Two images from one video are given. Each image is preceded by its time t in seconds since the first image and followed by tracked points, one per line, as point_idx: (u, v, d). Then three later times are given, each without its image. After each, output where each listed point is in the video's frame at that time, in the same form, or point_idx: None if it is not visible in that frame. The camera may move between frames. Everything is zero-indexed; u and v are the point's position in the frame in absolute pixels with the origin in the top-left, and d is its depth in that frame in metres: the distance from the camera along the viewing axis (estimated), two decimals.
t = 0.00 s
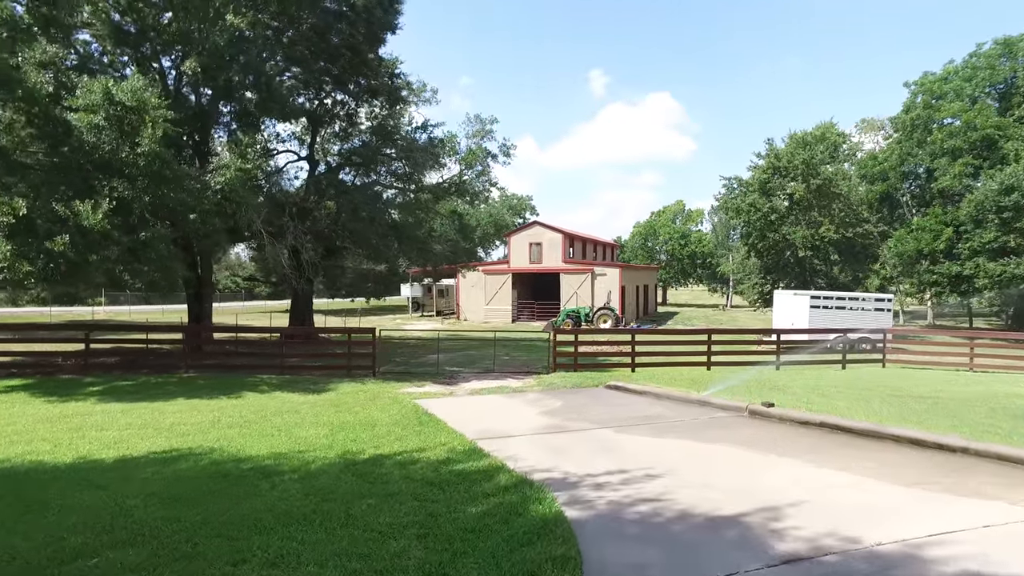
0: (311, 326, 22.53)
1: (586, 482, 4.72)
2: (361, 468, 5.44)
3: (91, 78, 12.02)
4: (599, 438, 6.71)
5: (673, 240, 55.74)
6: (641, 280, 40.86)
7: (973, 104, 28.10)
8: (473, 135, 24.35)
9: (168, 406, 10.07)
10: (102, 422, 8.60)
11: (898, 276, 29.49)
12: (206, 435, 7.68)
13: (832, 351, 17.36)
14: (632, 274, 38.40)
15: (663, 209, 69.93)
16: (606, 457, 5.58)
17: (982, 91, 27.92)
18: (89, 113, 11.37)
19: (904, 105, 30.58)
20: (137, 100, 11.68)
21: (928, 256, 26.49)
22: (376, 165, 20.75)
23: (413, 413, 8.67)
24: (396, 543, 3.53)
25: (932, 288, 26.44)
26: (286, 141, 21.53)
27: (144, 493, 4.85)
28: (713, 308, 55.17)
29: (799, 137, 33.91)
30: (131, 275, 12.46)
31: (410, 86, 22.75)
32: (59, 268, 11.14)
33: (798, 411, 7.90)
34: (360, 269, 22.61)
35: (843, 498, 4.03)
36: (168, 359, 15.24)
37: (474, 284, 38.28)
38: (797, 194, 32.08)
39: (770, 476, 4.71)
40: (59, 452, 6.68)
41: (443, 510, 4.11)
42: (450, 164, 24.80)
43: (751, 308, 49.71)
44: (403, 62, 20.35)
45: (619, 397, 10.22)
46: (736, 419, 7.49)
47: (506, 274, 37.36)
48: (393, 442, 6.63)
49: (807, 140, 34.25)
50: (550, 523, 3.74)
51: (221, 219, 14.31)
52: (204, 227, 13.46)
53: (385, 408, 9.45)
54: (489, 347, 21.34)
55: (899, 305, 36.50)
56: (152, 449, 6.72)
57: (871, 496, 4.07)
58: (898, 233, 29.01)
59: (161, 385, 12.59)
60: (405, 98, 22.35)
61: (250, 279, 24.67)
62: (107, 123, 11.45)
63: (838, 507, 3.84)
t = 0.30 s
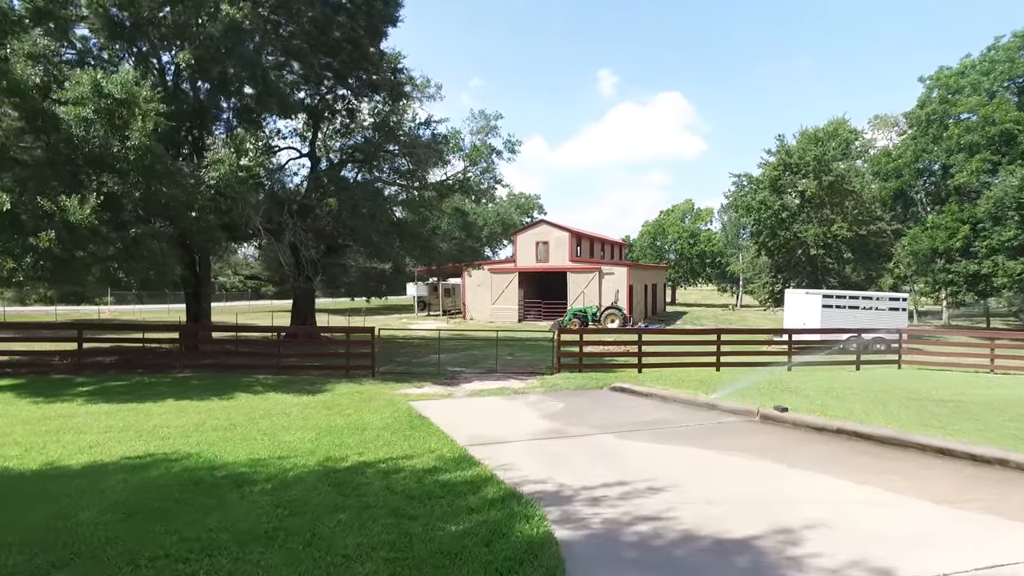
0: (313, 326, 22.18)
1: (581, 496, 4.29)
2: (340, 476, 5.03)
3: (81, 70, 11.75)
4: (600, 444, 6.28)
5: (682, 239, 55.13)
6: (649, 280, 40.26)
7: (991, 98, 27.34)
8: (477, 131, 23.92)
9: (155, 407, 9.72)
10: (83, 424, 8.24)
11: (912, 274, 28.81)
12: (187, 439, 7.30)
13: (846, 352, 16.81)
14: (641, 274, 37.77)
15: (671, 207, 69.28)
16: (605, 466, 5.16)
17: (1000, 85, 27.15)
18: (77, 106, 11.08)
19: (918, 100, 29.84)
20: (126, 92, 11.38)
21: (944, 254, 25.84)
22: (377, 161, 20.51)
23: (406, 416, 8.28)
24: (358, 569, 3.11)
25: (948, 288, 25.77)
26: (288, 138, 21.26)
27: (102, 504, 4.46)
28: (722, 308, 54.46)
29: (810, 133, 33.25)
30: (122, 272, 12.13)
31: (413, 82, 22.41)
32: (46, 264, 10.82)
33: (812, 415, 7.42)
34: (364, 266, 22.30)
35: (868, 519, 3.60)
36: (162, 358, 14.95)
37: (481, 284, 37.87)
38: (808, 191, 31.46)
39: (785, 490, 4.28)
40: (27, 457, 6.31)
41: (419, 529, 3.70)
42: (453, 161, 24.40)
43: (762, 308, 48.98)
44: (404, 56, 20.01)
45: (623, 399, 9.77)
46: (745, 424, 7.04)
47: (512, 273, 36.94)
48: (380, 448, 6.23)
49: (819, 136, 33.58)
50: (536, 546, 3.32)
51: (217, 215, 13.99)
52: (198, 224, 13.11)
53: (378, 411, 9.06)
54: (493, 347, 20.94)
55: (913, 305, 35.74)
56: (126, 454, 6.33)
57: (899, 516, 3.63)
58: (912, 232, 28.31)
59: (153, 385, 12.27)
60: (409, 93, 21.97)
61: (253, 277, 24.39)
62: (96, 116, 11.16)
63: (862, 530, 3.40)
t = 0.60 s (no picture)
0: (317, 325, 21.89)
1: (581, 512, 3.91)
2: (319, 489, 4.68)
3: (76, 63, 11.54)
4: (604, 452, 5.87)
5: (693, 238, 54.51)
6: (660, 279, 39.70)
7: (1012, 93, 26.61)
8: (484, 128, 23.57)
9: (145, 408, 9.41)
10: (67, 426, 7.92)
11: (930, 273, 28.15)
12: (172, 442, 6.97)
13: (862, 354, 16.28)
14: (650, 273, 37.16)
15: (682, 206, 68.65)
16: (609, 479, 4.76)
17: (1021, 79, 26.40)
18: (70, 99, 10.86)
19: (936, 96, 29.10)
20: (121, 85, 11.16)
21: (962, 253, 25.19)
22: (381, 159, 20.29)
23: (403, 420, 7.91)
24: None
25: (968, 288, 25.17)
26: (293, 134, 20.99)
27: (60, 514, 4.14)
28: (733, 308, 53.72)
29: (824, 130, 32.63)
30: (118, 269, 11.87)
31: (418, 78, 22.11)
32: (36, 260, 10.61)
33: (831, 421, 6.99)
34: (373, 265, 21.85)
35: (901, 544, 3.20)
36: (160, 357, 14.69)
37: (489, 283, 37.51)
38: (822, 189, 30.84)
39: (805, 510, 3.88)
40: None
41: (397, 550, 3.33)
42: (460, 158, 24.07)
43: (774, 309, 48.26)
44: (409, 51, 19.74)
45: (631, 402, 9.36)
46: (760, 429, 6.61)
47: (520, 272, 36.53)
48: (371, 455, 5.88)
49: (833, 133, 32.93)
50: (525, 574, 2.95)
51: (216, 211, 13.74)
52: (196, 221, 12.83)
53: (374, 413, 8.70)
54: (501, 347, 20.57)
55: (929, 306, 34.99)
56: (105, 459, 6.01)
57: (936, 540, 3.24)
58: (930, 230, 27.64)
59: (149, 385, 11.99)
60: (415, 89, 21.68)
61: (257, 276, 24.17)
62: (91, 110, 10.96)
63: (896, 559, 3.00)
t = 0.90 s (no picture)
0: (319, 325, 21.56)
1: (576, 537, 3.50)
2: (291, 505, 4.27)
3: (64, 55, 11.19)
4: (607, 463, 5.44)
5: (702, 236, 53.89)
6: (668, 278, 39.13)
7: None
8: (488, 124, 23.17)
9: (131, 412, 9.03)
10: (44, 431, 7.54)
11: (947, 272, 27.49)
12: (149, 449, 6.56)
13: (878, 354, 15.75)
14: (658, 272, 36.48)
15: (691, 205, 68.06)
16: (610, 496, 4.35)
17: None
18: (57, 92, 10.51)
19: (952, 90, 28.38)
20: (110, 77, 10.83)
21: (979, 251, 24.55)
22: (383, 155, 19.96)
23: (396, 425, 7.50)
24: None
25: (986, 287, 24.60)
26: (294, 131, 20.67)
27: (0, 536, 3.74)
28: (742, 307, 53.06)
29: (836, 126, 32.01)
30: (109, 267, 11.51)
31: (422, 74, 21.77)
32: (22, 258, 10.30)
33: (849, 428, 6.54)
34: (377, 264, 21.65)
35: None
36: (154, 358, 14.36)
37: (495, 283, 37.06)
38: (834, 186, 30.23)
39: (830, 538, 3.45)
40: None
41: None
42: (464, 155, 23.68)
43: (785, 309, 47.54)
44: (411, 46, 19.43)
45: (637, 406, 8.92)
46: (774, 437, 6.17)
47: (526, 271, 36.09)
48: (355, 465, 5.47)
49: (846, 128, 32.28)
50: None
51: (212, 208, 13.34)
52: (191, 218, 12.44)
53: (366, 418, 8.31)
54: (505, 347, 20.13)
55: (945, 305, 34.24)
56: (72, 468, 5.63)
57: None
58: (946, 227, 26.97)
59: (140, 387, 11.63)
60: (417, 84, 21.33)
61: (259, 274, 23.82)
62: (79, 103, 10.62)
63: None
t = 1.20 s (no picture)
0: (316, 324, 21.20)
1: (566, 565, 3.10)
2: (253, 523, 3.88)
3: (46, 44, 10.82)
4: (604, 474, 5.04)
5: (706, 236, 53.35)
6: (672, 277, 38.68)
7: None
8: (489, 120, 22.79)
9: (110, 415, 8.64)
10: (13, 436, 7.16)
11: (956, 271, 27.02)
12: (119, 455, 6.19)
13: (888, 355, 15.29)
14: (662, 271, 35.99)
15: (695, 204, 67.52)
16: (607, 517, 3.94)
17: None
18: (39, 82, 10.14)
19: (963, 85, 27.74)
20: (93, 67, 10.42)
21: (990, 250, 24.05)
22: (381, 150, 19.43)
23: (383, 431, 7.10)
24: None
25: (996, 286, 24.40)
26: (290, 127, 20.31)
27: None
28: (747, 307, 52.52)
29: (843, 122, 31.49)
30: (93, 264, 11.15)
31: (421, 69, 21.38)
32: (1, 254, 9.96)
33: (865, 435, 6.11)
34: (376, 263, 21.29)
35: None
36: (144, 358, 14.03)
37: (497, 282, 36.68)
38: (841, 183, 29.73)
39: (855, 568, 3.04)
40: None
41: None
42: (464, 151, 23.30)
43: (790, 308, 47.00)
44: (409, 40, 19.07)
45: (638, 410, 8.50)
46: (786, 445, 5.75)
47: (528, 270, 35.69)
48: (333, 475, 5.08)
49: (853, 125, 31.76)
50: None
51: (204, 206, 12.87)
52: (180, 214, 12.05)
53: (354, 421, 7.91)
54: (505, 347, 19.72)
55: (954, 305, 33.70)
56: (30, 478, 5.25)
57: None
58: (955, 225, 26.49)
59: (124, 388, 11.26)
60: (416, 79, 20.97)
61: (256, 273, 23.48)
62: (61, 94, 10.24)
63: None
